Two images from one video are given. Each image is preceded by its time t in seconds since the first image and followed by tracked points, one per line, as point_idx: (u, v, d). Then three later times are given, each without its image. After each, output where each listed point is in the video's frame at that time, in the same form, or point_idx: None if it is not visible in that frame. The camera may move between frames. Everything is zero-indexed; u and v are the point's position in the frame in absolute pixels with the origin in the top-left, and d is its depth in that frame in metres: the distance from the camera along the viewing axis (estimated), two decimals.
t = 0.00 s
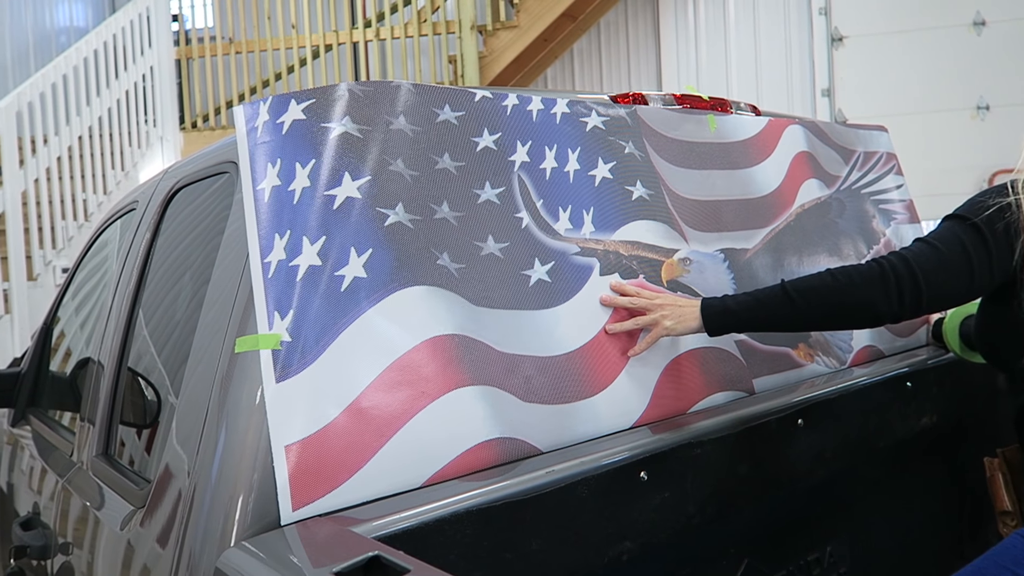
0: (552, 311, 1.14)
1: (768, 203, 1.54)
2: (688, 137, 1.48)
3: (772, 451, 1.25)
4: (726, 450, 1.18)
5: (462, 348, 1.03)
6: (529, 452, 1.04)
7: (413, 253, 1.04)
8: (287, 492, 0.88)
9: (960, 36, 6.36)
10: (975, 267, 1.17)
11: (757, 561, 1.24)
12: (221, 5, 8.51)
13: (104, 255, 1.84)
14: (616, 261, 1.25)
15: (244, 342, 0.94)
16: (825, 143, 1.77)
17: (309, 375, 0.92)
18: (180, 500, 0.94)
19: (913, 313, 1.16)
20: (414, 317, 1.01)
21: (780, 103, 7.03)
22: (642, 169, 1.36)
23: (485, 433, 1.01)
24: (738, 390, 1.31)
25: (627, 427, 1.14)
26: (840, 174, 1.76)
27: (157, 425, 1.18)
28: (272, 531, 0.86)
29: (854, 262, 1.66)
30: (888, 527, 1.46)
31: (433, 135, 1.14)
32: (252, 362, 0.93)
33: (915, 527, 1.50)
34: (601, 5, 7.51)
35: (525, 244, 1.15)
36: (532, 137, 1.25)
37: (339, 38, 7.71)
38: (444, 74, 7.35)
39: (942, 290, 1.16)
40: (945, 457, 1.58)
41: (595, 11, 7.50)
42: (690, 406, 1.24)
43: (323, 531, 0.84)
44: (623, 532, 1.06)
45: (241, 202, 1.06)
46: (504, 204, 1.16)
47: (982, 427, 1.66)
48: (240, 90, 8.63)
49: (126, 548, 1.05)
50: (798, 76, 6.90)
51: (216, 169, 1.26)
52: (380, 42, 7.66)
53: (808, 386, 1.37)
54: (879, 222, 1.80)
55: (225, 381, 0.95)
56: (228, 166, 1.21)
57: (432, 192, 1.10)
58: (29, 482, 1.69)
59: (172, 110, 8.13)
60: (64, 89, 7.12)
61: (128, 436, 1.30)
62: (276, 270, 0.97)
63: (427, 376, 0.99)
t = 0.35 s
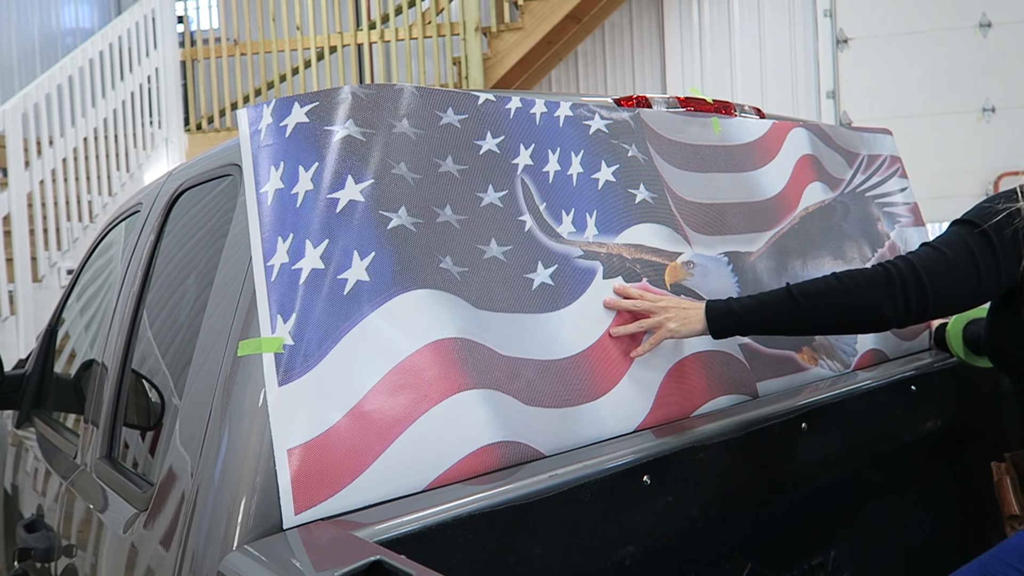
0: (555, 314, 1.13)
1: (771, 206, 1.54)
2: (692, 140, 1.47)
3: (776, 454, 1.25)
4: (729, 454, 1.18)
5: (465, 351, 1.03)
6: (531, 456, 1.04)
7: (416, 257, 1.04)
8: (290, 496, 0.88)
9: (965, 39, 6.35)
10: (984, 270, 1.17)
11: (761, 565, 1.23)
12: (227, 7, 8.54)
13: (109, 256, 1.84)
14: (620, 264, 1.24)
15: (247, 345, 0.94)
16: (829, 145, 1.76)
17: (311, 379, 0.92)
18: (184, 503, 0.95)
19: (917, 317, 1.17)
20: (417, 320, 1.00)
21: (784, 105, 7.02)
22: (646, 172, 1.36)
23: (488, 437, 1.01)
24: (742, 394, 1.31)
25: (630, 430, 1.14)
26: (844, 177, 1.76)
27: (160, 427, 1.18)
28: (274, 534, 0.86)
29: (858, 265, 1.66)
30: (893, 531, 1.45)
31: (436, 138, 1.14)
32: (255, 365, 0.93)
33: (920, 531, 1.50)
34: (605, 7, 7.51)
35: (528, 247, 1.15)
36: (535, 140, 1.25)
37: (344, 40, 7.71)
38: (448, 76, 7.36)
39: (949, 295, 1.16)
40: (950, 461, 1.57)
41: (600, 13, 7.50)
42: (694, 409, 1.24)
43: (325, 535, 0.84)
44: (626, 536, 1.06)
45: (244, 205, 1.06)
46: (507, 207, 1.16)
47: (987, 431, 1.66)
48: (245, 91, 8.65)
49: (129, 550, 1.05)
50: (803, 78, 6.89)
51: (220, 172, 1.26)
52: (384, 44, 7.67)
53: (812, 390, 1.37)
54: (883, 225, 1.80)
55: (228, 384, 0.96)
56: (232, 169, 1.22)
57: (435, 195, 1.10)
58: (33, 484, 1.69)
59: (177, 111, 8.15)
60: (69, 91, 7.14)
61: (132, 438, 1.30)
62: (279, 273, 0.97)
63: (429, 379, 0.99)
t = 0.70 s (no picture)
0: (547, 317, 1.13)
1: (763, 208, 1.54)
2: (684, 142, 1.47)
3: (770, 457, 1.25)
4: (723, 456, 1.17)
5: (457, 355, 1.02)
6: (524, 459, 1.04)
7: (407, 260, 1.03)
8: (280, 501, 0.87)
9: (955, 42, 6.38)
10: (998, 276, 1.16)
11: (755, 568, 1.23)
12: (218, 11, 8.52)
13: (99, 260, 1.84)
14: (612, 267, 1.24)
15: (237, 349, 0.94)
16: (821, 148, 1.77)
17: (302, 383, 0.92)
18: (174, 507, 0.94)
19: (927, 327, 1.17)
20: (408, 323, 1.00)
21: (776, 108, 7.04)
22: (637, 175, 1.36)
23: (480, 440, 1.00)
24: (735, 397, 1.31)
25: (623, 433, 1.14)
26: (835, 180, 1.77)
27: (151, 432, 1.17)
28: (265, 539, 0.86)
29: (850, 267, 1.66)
30: (885, 532, 1.46)
31: (428, 141, 1.14)
32: (246, 368, 0.93)
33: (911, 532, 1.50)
34: (597, 10, 7.53)
35: (520, 250, 1.15)
36: (528, 143, 1.25)
37: (337, 43, 7.67)
38: (441, 80, 7.36)
39: (956, 309, 1.16)
40: (942, 462, 1.57)
41: (592, 16, 7.51)
42: (688, 411, 1.23)
43: (316, 540, 0.84)
44: (620, 539, 1.05)
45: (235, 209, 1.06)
46: (499, 210, 1.16)
47: (978, 432, 1.66)
48: (237, 95, 8.63)
49: (119, 556, 1.05)
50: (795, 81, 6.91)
51: (211, 175, 1.25)
52: (377, 48, 7.67)
53: (805, 392, 1.37)
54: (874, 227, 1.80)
55: (218, 388, 0.95)
56: (222, 173, 1.21)
57: (427, 198, 1.10)
58: (23, 489, 1.68)
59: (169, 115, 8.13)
60: (60, 95, 7.11)
61: (123, 443, 1.29)
62: (270, 277, 0.97)
63: (421, 383, 0.99)
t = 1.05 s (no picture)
0: (532, 319, 1.13)
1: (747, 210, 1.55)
2: (669, 144, 1.47)
3: (755, 458, 1.24)
4: (709, 458, 1.17)
5: (442, 357, 1.01)
6: (509, 462, 1.03)
7: (391, 262, 1.03)
8: (262, 507, 0.86)
9: (935, 45, 6.44)
10: (943, 306, 1.14)
11: (740, 569, 1.23)
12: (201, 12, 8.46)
13: (78, 263, 1.81)
14: (598, 268, 1.24)
15: (219, 353, 0.94)
16: (805, 150, 1.77)
17: (284, 386, 0.91)
18: (154, 513, 0.93)
19: (865, 348, 1.18)
20: (392, 326, 0.99)
21: (759, 111, 7.08)
22: (622, 176, 1.36)
23: (465, 443, 0.99)
24: (720, 398, 1.31)
25: (609, 435, 1.13)
26: (818, 181, 1.78)
27: (131, 437, 1.16)
28: (248, 545, 0.85)
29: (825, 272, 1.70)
30: (868, 533, 1.46)
31: (412, 142, 1.13)
32: (228, 372, 0.93)
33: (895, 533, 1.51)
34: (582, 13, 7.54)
35: (505, 251, 1.14)
36: (513, 144, 1.24)
37: (319, 45, 7.56)
38: (425, 81, 7.34)
39: (900, 336, 1.16)
40: (924, 462, 1.58)
41: (576, 19, 7.52)
42: (674, 411, 1.23)
43: (300, 545, 0.83)
44: (606, 542, 1.04)
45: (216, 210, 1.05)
46: (484, 211, 1.16)
47: (961, 433, 1.67)
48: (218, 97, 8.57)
49: (98, 563, 1.03)
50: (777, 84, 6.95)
51: (191, 177, 1.24)
52: (360, 49, 7.64)
53: (789, 393, 1.37)
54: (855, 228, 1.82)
55: (200, 392, 0.94)
56: (204, 174, 1.20)
57: (411, 199, 1.09)
58: None
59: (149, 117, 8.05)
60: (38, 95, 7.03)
61: (103, 448, 1.27)
62: (252, 279, 0.96)
63: (406, 386, 0.97)
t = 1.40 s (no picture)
0: (521, 322, 1.12)
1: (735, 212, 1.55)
2: (657, 147, 1.48)
3: (744, 460, 1.24)
4: (697, 460, 1.17)
5: (430, 360, 1.01)
6: (498, 465, 1.03)
7: (379, 265, 1.02)
8: (250, 511, 0.86)
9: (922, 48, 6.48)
10: (840, 297, 1.10)
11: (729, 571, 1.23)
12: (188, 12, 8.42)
13: (65, 266, 1.80)
14: (586, 271, 1.24)
15: (205, 357, 0.93)
16: (793, 152, 1.78)
17: (271, 390, 0.91)
18: (141, 517, 0.92)
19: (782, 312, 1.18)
20: (380, 329, 0.99)
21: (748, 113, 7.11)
22: (610, 179, 1.36)
23: (454, 446, 0.99)
24: (709, 399, 1.31)
25: (598, 438, 1.13)
26: (806, 183, 1.78)
27: (118, 441, 1.15)
28: (235, 550, 0.85)
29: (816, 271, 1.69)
30: (855, 533, 1.47)
31: (399, 144, 1.13)
32: (214, 375, 0.92)
33: (882, 533, 1.51)
34: (570, 15, 7.55)
35: (493, 254, 1.14)
36: (501, 146, 1.24)
37: (309, 45, 7.57)
38: (414, 83, 7.33)
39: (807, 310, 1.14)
40: (912, 463, 1.59)
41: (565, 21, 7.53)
42: (663, 413, 1.24)
43: (288, 550, 0.82)
44: (595, 545, 1.04)
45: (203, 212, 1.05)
46: (472, 214, 1.15)
47: (948, 434, 1.67)
48: (207, 98, 8.53)
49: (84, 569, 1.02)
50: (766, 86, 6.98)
51: (178, 178, 1.23)
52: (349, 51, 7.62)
53: (778, 395, 1.37)
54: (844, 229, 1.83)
55: (186, 396, 0.94)
56: (190, 177, 1.19)
57: (399, 202, 1.09)
58: None
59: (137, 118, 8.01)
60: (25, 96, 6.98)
61: (90, 452, 1.26)
62: (238, 283, 0.96)
63: (394, 390, 0.97)
